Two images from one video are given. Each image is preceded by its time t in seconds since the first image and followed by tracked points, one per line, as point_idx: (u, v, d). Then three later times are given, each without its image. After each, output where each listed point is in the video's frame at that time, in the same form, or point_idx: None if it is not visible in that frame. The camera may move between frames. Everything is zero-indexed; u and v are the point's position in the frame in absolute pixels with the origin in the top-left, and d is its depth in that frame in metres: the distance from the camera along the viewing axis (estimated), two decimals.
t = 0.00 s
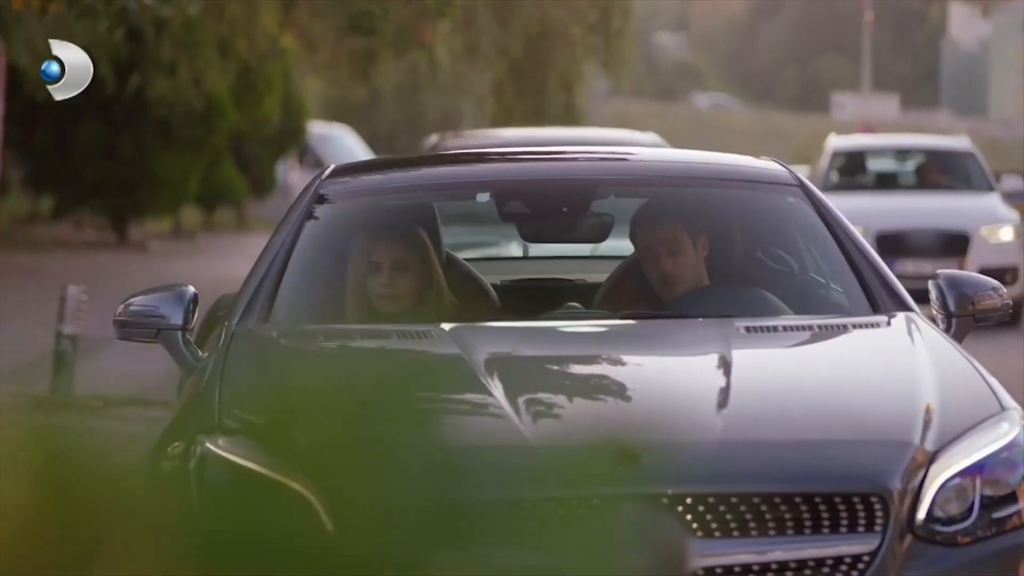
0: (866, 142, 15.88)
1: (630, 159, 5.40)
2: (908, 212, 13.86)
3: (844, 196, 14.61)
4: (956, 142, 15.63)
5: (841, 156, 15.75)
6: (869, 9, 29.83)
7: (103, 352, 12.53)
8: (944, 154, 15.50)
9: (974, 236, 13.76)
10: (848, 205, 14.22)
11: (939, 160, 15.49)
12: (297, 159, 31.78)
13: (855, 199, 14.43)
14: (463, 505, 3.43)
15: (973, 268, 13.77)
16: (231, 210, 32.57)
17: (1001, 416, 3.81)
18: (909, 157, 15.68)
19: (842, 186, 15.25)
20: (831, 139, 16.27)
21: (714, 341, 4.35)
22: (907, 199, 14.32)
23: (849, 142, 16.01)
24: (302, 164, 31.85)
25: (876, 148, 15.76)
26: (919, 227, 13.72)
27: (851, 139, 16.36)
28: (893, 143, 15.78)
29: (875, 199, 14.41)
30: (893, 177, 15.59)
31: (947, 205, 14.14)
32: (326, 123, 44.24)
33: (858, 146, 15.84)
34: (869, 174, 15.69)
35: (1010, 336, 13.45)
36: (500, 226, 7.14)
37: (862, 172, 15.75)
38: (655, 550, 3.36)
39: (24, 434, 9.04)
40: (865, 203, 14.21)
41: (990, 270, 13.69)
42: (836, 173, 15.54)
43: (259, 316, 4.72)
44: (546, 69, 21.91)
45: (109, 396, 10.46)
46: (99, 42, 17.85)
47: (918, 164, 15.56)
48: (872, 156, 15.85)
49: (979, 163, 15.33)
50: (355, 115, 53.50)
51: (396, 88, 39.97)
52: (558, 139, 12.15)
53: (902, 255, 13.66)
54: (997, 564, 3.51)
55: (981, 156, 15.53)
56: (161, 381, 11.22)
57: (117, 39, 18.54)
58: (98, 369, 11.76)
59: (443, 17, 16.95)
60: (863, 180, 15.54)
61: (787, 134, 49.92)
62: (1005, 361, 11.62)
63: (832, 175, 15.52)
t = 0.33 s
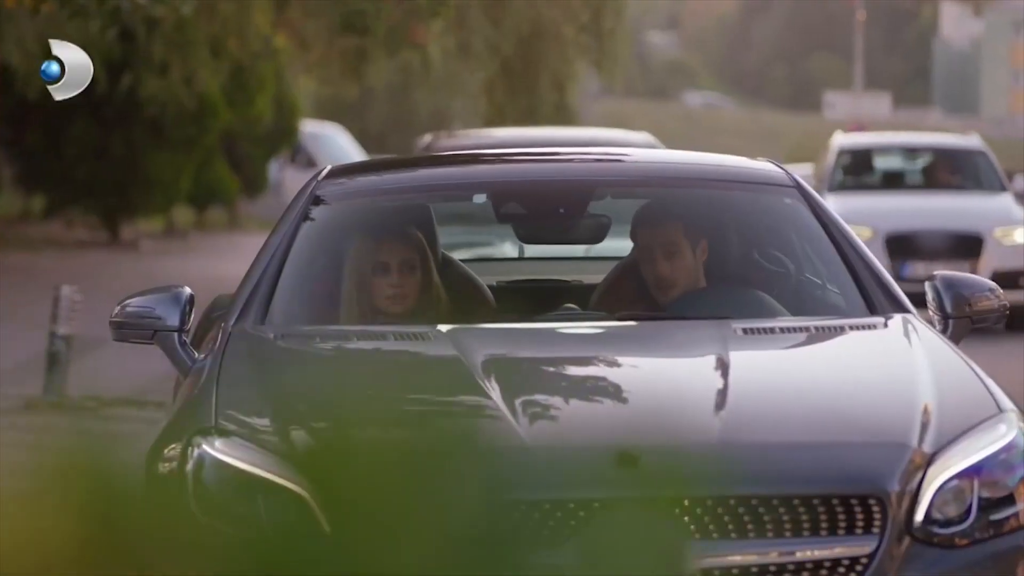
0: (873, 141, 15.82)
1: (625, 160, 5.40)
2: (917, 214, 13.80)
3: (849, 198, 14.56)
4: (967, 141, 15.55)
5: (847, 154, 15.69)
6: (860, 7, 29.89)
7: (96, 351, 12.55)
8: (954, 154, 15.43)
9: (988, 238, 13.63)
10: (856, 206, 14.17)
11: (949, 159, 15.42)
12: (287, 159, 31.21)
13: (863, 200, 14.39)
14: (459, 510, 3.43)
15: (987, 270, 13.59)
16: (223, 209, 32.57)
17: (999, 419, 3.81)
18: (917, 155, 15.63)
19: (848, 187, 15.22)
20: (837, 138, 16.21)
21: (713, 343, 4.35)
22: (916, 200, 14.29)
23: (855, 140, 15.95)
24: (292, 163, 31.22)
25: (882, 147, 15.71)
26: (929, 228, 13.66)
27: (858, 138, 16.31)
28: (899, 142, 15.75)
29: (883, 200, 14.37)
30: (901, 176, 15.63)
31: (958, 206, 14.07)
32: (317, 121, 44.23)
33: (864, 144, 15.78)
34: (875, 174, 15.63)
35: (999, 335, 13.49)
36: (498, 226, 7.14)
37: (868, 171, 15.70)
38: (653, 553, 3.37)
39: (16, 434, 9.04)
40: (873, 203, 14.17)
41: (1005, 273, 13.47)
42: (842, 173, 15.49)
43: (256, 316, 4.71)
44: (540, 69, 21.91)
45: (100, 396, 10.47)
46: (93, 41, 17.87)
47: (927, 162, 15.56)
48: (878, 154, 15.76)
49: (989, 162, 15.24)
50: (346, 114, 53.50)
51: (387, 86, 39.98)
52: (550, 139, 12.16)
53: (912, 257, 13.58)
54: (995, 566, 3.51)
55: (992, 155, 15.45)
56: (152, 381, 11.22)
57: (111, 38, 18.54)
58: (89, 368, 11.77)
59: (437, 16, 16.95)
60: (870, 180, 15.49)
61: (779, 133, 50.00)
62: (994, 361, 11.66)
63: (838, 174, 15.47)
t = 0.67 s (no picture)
0: (885, 139, 15.23)
1: (622, 161, 5.40)
2: (932, 216, 13.19)
3: (861, 199, 14.04)
4: (984, 139, 14.92)
5: (858, 154, 15.12)
6: (852, 7, 29.94)
7: (91, 351, 12.54)
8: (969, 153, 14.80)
9: (1007, 240, 12.87)
10: (869, 206, 13.63)
11: (964, 159, 14.79)
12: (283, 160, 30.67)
13: (878, 201, 13.85)
14: (460, 512, 3.43)
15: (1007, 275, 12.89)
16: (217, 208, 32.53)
17: (999, 421, 3.80)
18: (933, 153, 15.04)
19: (860, 189, 14.71)
20: (847, 134, 15.65)
21: (713, 345, 4.34)
22: (932, 200, 13.67)
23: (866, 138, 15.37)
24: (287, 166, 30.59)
25: (894, 145, 15.08)
26: (945, 230, 13.00)
27: (871, 135, 15.73)
28: (913, 140, 15.10)
29: (899, 202, 13.72)
30: (914, 176, 15.01)
31: (976, 206, 13.39)
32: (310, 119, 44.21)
33: (876, 142, 15.20)
34: (887, 174, 15.08)
35: (991, 334, 13.49)
36: (497, 226, 7.13)
37: (880, 171, 15.13)
38: (654, 557, 3.37)
39: (11, 436, 9.03)
40: (887, 204, 13.57)
41: None
42: (853, 175, 14.97)
43: (256, 317, 4.70)
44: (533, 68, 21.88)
45: (93, 396, 10.45)
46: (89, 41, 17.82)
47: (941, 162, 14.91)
48: (890, 153, 15.13)
49: (1007, 162, 14.62)
50: (338, 113, 53.54)
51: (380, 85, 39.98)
52: (543, 139, 12.13)
53: (928, 262, 12.99)
54: (995, 568, 3.50)
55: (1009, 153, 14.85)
56: (144, 381, 11.20)
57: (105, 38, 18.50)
58: (82, 368, 11.75)
59: (432, 16, 16.92)
60: (882, 180, 14.95)
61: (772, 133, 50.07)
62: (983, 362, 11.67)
63: (848, 176, 14.94)
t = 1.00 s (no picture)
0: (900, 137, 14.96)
1: (622, 161, 5.40)
2: (950, 216, 12.66)
3: (873, 199, 13.58)
4: (1002, 139, 14.70)
5: (873, 151, 14.86)
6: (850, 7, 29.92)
7: (89, 351, 12.55)
8: (988, 151, 14.56)
9: None
10: (883, 205, 13.17)
11: (982, 158, 14.53)
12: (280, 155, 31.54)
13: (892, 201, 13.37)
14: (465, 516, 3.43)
15: None
16: (213, 207, 32.56)
17: (1002, 422, 3.80)
18: (950, 152, 14.79)
19: (875, 188, 14.38)
20: (859, 134, 15.36)
21: (715, 346, 4.34)
22: (948, 201, 13.20)
23: (881, 136, 15.12)
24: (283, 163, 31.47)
25: (909, 142, 14.81)
26: (966, 232, 12.47)
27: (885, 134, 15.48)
28: (929, 138, 14.84)
29: (912, 201, 13.26)
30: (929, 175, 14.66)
31: (993, 207, 12.87)
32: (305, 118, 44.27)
33: (891, 139, 14.95)
34: (901, 172, 14.77)
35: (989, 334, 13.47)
36: (495, 225, 7.13)
37: (894, 169, 14.85)
38: (658, 559, 3.36)
39: (10, 436, 9.03)
40: (902, 204, 13.10)
41: None
42: (868, 172, 14.69)
43: (258, 318, 4.70)
44: (531, 67, 21.89)
45: (91, 396, 10.46)
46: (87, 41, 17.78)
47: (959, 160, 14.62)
48: (905, 150, 14.84)
49: None
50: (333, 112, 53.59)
51: (375, 84, 40.00)
52: (539, 140, 12.12)
53: (945, 263, 12.45)
54: (996, 569, 3.50)
55: None
56: (141, 381, 11.21)
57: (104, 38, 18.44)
58: (80, 368, 11.75)
59: (430, 15, 16.88)
60: (896, 179, 14.63)
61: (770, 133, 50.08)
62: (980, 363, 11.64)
63: (863, 173, 14.67)
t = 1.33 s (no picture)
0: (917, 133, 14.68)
1: (623, 161, 5.40)
2: (968, 218, 12.58)
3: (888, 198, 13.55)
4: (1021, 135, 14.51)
5: (888, 149, 14.61)
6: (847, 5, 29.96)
7: (88, 348, 12.55)
8: (1007, 149, 14.38)
9: None
10: (899, 205, 13.10)
11: (1001, 156, 14.34)
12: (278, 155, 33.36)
13: (908, 200, 13.32)
14: (473, 514, 3.43)
15: None
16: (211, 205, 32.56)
17: (1007, 422, 3.80)
18: (969, 148, 14.61)
19: (890, 189, 14.19)
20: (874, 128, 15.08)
21: (719, 345, 4.34)
22: (966, 201, 13.12)
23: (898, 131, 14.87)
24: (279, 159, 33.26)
25: (927, 140, 14.53)
26: (986, 233, 12.37)
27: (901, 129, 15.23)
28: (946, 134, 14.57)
29: (926, 200, 13.22)
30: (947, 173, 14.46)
31: (1012, 207, 12.75)
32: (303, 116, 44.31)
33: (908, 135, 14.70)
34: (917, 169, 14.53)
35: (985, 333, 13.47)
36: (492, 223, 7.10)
37: (910, 166, 14.61)
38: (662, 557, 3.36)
39: (8, 435, 9.02)
40: (920, 204, 13.06)
41: None
42: (883, 171, 14.47)
43: (261, 317, 4.69)
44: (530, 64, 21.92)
45: (90, 394, 10.47)
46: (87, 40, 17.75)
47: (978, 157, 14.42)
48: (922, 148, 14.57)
49: None
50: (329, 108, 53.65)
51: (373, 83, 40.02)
52: (537, 138, 12.11)
53: (964, 266, 12.40)
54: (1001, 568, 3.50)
55: None
56: (138, 379, 11.22)
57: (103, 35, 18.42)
58: (78, 365, 11.76)
59: (429, 13, 16.87)
60: (913, 178, 14.40)
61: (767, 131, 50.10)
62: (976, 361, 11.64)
63: (878, 172, 14.44)
